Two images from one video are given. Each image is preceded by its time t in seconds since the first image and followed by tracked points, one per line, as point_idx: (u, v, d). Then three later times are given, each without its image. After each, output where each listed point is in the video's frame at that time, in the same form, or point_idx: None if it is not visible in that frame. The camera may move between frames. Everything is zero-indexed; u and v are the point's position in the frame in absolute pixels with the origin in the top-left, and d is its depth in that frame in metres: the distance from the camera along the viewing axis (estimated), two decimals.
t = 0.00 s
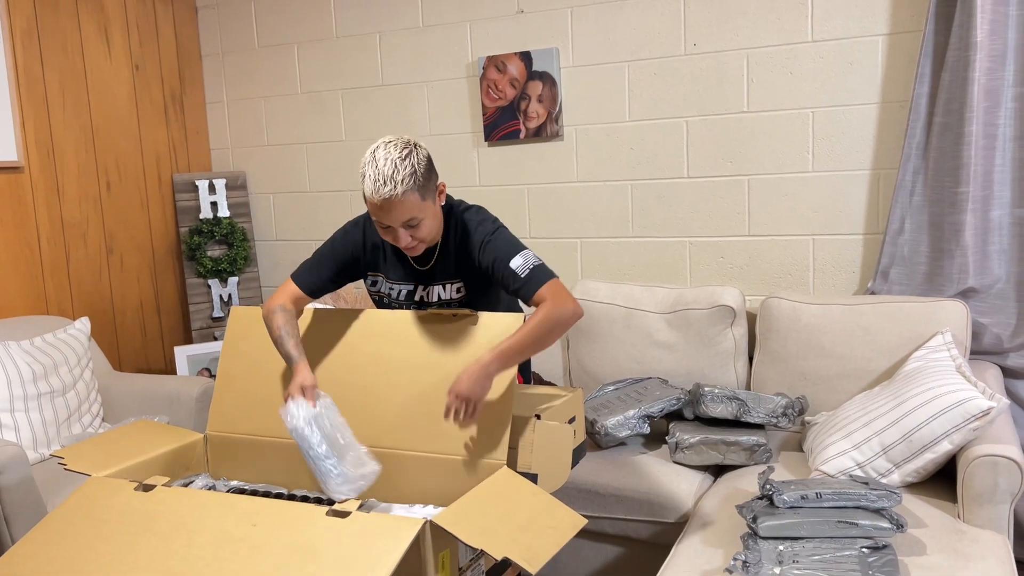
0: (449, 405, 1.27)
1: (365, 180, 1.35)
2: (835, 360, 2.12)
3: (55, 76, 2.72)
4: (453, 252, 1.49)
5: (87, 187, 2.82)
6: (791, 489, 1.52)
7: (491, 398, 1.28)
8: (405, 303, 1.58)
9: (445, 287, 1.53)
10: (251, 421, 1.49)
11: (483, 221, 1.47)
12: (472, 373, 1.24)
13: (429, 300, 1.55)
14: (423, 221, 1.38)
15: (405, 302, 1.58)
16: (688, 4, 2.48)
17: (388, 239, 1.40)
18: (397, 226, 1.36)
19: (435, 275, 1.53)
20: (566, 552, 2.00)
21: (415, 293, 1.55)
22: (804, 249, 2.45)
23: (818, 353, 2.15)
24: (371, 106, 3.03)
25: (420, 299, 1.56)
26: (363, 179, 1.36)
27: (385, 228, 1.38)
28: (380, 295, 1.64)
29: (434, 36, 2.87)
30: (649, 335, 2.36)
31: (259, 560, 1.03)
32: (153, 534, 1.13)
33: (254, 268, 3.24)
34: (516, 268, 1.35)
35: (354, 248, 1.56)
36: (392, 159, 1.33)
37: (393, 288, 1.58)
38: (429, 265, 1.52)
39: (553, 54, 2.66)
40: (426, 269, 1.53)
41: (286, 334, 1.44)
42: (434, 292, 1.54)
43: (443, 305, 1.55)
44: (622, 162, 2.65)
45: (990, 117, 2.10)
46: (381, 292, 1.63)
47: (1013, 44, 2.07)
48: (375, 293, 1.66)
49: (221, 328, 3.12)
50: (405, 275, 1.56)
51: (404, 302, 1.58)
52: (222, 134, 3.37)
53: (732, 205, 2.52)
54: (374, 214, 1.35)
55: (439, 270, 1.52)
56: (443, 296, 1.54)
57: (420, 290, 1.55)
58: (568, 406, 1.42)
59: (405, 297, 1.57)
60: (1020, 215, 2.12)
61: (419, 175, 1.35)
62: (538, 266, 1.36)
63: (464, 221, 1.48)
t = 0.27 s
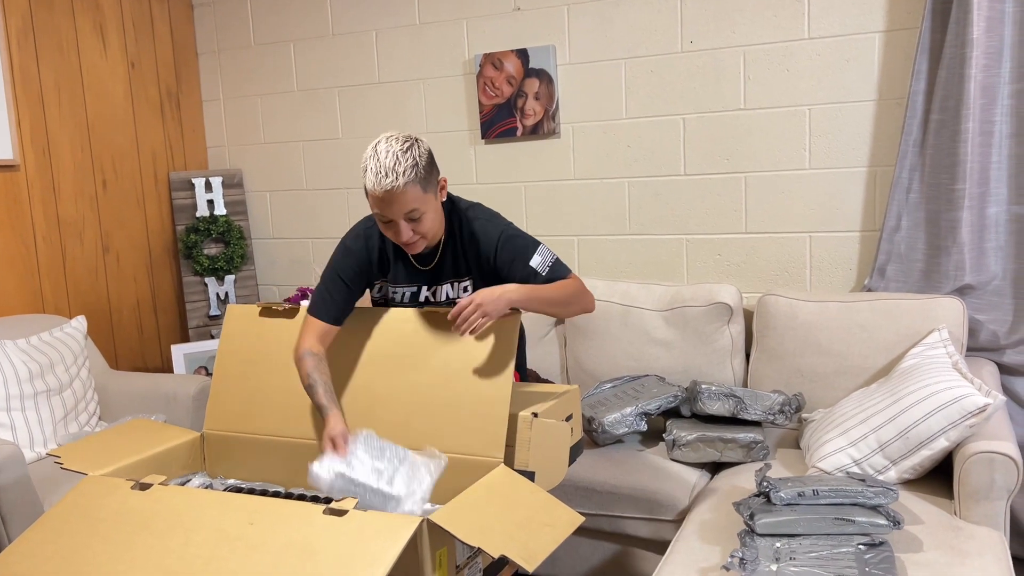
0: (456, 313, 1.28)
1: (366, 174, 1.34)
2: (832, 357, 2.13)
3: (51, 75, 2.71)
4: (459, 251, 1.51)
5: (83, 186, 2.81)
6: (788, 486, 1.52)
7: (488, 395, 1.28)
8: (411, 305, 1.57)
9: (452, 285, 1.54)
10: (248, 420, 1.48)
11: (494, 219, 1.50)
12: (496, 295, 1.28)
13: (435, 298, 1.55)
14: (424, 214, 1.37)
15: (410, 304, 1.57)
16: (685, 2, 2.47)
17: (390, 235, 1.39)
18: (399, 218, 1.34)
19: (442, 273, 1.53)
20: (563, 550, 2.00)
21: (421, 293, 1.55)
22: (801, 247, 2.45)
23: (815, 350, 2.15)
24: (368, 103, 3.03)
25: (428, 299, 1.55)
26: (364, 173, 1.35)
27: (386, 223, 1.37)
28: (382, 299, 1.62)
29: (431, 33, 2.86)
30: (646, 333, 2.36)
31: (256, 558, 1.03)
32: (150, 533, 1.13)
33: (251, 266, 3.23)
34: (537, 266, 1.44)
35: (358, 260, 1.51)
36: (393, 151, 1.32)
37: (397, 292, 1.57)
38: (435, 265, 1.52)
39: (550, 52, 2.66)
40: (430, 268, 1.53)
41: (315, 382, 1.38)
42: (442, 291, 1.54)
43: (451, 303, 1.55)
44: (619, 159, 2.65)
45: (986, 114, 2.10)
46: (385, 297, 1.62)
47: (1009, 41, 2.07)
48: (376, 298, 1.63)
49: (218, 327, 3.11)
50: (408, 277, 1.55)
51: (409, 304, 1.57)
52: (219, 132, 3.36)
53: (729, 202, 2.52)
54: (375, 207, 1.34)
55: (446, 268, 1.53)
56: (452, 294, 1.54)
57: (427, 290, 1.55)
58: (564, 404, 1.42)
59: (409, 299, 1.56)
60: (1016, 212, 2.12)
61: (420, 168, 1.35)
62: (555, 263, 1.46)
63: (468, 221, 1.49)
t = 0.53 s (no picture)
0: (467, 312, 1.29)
1: (376, 157, 1.33)
2: (829, 355, 2.13)
3: (47, 73, 2.70)
4: (469, 245, 1.49)
5: (80, 185, 2.81)
6: (785, 484, 1.52)
7: (487, 394, 1.28)
8: (415, 297, 1.54)
9: (460, 278, 1.52)
10: (245, 418, 1.48)
11: (506, 217, 1.50)
12: (508, 301, 1.30)
13: (442, 291, 1.53)
14: (434, 198, 1.35)
15: (415, 296, 1.54)
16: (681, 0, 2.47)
17: (398, 220, 1.36)
18: (410, 201, 1.33)
19: (450, 267, 1.51)
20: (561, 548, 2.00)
21: (428, 286, 1.52)
22: (798, 245, 2.46)
23: (812, 348, 2.15)
24: (364, 102, 3.02)
25: (434, 292, 1.53)
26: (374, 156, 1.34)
27: (396, 206, 1.35)
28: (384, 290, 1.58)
29: (428, 31, 2.86)
30: (644, 331, 2.36)
31: (254, 558, 1.03)
32: (148, 532, 1.12)
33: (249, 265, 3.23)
34: (543, 269, 1.49)
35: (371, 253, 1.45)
36: (404, 133, 1.32)
37: (403, 284, 1.54)
38: (444, 258, 1.49)
39: (547, 50, 2.65)
40: (438, 261, 1.50)
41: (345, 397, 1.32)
42: (449, 284, 1.52)
43: (457, 296, 1.54)
44: (616, 158, 2.65)
45: (982, 112, 2.11)
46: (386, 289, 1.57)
47: (1006, 39, 2.07)
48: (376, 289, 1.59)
49: (215, 325, 3.11)
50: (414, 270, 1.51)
51: (415, 297, 1.55)
52: (216, 131, 3.36)
53: (726, 200, 2.52)
54: (384, 190, 1.32)
55: (455, 261, 1.50)
56: (458, 287, 1.53)
57: (434, 282, 1.52)
58: (561, 403, 1.42)
59: (415, 292, 1.54)
60: (1013, 210, 2.13)
61: (431, 151, 1.34)
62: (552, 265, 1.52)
63: (479, 215, 1.47)
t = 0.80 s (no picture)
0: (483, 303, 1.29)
1: (410, 125, 1.33)
2: (827, 354, 2.13)
3: (45, 72, 2.70)
4: (481, 228, 1.48)
5: (78, 184, 2.81)
6: (784, 483, 1.52)
7: (488, 393, 1.28)
8: (419, 280, 1.51)
9: (467, 262, 1.50)
10: (242, 416, 1.47)
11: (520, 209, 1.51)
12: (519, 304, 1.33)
13: (448, 275, 1.50)
14: (460, 175, 1.35)
15: (419, 279, 1.51)
16: None
17: (419, 192, 1.35)
18: (437, 172, 1.33)
19: (459, 250, 1.49)
20: (559, 546, 2.00)
21: (434, 268, 1.49)
22: (796, 243, 2.46)
23: (810, 346, 2.16)
24: (363, 101, 3.02)
25: (439, 276, 1.50)
26: (407, 125, 1.34)
27: (421, 177, 1.34)
28: (388, 273, 1.55)
29: (426, 30, 2.86)
30: (642, 329, 2.36)
31: (253, 556, 1.03)
32: (147, 531, 1.12)
33: (247, 263, 3.23)
34: (547, 264, 1.50)
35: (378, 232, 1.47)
36: (442, 106, 1.33)
37: (408, 264, 1.51)
38: (452, 240, 1.48)
39: (546, 49, 2.65)
40: (447, 242, 1.48)
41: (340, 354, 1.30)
42: (455, 268, 1.50)
43: (461, 283, 1.51)
44: (614, 157, 2.65)
45: (980, 111, 2.11)
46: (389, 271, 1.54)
47: (1004, 38, 2.08)
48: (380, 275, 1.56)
49: (213, 324, 3.11)
50: (422, 250, 1.49)
51: (418, 279, 1.51)
52: (214, 130, 3.35)
53: (724, 199, 2.53)
54: (414, 157, 1.32)
55: (463, 245, 1.49)
56: (465, 272, 1.50)
57: (440, 264, 1.49)
58: (559, 401, 1.42)
59: (420, 274, 1.51)
60: (1010, 209, 2.13)
61: (465, 129, 1.35)
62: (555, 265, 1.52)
63: (494, 199, 1.48)
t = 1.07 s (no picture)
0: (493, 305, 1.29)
1: (444, 120, 1.32)
2: (825, 353, 2.14)
3: (44, 71, 2.70)
4: (495, 218, 1.52)
5: (77, 184, 2.80)
6: (782, 482, 1.53)
7: (488, 392, 1.28)
8: (426, 259, 1.54)
9: (476, 250, 1.53)
10: (241, 415, 1.46)
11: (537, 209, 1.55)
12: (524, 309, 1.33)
13: (454, 259, 1.53)
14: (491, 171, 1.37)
15: (426, 258, 1.54)
16: None
17: (449, 186, 1.36)
18: (470, 168, 1.33)
19: (471, 237, 1.53)
20: (558, 546, 2.01)
21: (443, 250, 1.53)
22: (795, 243, 2.46)
23: (809, 346, 2.16)
24: (362, 101, 3.02)
25: (447, 258, 1.53)
26: (441, 118, 1.33)
27: (452, 171, 1.34)
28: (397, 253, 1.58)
29: (425, 30, 2.86)
30: (641, 329, 2.36)
31: (252, 556, 1.03)
32: (146, 531, 1.12)
33: (246, 263, 3.22)
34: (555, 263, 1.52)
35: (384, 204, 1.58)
36: (477, 102, 1.33)
37: (419, 242, 1.55)
38: (465, 226, 1.53)
39: (545, 49, 2.65)
40: (461, 228, 1.53)
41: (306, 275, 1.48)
42: (463, 254, 1.52)
43: (467, 269, 1.53)
44: (613, 157, 2.65)
45: (979, 111, 2.11)
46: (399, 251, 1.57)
47: (1002, 39, 2.08)
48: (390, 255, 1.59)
49: (213, 324, 3.11)
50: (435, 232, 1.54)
51: (426, 259, 1.54)
52: (213, 129, 3.35)
53: (723, 199, 2.53)
54: (449, 152, 1.31)
55: (476, 233, 1.53)
56: (472, 259, 1.53)
57: (450, 247, 1.53)
58: (558, 401, 1.42)
59: (428, 254, 1.54)
60: (1009, 209, 2.13)
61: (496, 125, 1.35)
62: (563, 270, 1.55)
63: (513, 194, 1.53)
